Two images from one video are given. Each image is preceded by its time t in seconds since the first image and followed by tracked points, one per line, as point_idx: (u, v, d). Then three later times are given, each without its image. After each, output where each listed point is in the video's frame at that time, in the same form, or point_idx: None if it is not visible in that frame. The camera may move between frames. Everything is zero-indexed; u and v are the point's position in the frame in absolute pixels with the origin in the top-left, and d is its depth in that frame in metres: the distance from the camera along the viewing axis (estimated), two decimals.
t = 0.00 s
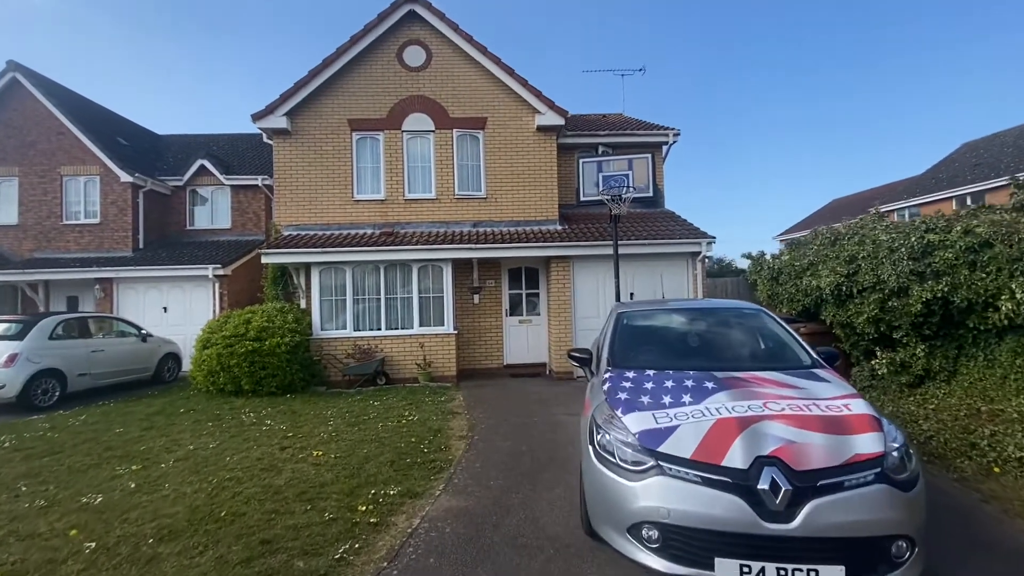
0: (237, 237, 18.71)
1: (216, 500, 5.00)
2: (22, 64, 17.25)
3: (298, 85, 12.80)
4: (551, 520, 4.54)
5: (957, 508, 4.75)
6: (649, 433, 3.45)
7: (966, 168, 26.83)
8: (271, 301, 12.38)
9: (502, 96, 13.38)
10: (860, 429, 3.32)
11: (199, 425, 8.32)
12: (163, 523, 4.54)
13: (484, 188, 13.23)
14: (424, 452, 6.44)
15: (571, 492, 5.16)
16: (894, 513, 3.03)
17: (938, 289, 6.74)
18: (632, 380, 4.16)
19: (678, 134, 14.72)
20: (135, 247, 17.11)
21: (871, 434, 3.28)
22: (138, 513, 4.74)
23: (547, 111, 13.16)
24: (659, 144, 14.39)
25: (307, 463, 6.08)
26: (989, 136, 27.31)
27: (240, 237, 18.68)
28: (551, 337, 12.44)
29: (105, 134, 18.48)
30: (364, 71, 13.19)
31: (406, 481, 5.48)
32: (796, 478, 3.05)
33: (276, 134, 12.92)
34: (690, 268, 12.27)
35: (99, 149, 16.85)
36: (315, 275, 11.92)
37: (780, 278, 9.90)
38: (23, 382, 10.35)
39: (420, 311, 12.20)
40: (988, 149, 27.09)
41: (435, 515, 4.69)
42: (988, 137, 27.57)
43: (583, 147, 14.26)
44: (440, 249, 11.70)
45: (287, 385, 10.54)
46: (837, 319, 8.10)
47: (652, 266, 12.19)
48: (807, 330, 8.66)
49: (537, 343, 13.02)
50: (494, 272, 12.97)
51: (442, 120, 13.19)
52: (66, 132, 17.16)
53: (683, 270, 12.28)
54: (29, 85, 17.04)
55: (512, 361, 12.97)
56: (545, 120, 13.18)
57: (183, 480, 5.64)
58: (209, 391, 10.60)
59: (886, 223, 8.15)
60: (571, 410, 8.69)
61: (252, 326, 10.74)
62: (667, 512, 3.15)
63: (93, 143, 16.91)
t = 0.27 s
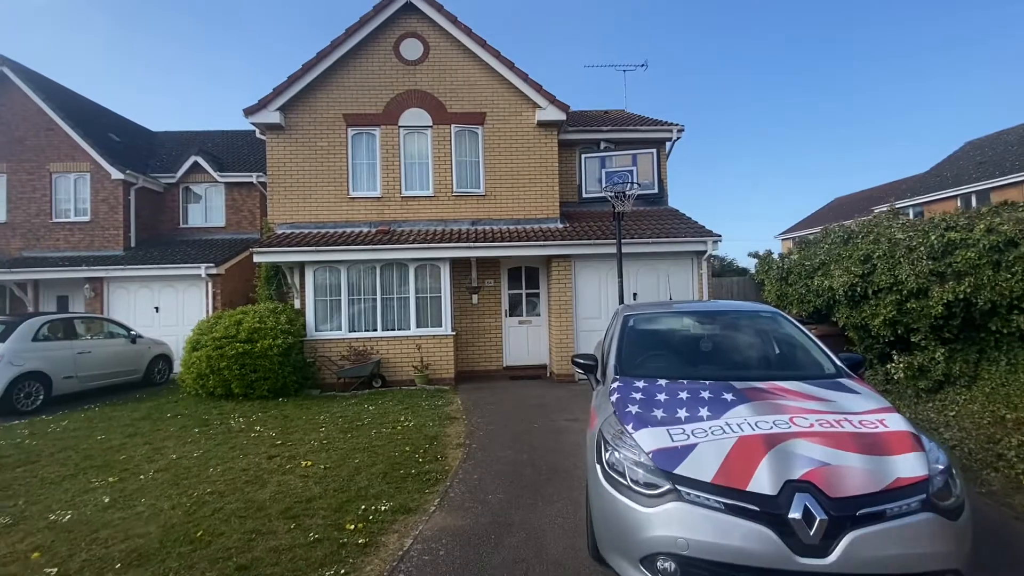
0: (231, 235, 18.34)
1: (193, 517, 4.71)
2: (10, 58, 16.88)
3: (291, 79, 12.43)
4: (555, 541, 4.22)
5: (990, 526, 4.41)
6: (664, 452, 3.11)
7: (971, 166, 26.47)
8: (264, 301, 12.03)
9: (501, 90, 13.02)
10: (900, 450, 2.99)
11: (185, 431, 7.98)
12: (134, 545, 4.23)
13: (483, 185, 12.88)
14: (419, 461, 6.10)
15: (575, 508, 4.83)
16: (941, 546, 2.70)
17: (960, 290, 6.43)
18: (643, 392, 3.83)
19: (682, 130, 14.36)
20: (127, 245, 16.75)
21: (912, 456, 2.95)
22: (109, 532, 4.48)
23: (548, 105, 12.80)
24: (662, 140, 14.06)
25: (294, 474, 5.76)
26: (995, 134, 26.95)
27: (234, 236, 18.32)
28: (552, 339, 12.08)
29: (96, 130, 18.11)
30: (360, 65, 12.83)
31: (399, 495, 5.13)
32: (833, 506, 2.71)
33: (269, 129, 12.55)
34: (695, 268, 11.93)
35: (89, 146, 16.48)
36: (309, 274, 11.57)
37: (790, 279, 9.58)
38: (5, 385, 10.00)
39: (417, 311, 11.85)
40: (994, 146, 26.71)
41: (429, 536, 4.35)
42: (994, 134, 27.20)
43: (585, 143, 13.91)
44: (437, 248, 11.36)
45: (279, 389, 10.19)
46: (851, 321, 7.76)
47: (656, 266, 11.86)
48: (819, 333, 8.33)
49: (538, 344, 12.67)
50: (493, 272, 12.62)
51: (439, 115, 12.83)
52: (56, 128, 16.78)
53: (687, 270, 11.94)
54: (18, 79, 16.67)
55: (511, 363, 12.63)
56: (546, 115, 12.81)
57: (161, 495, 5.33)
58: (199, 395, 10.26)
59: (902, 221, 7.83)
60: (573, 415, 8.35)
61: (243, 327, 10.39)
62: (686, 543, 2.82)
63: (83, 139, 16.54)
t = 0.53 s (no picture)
0: (227, 233, 18.03)
1: (173, 533, 4.45)
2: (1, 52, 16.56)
3: (286, 72, 12.10)
4: (561, 561, 3.91)
5: None
6: (685, 471, 2.81)
7: (978, 164, 26.10)
8: (259, 300, 11.71)
9: (502, 83, 12.68)
10: (950, 470, 2.67)
11: (173, 436, 7.67)
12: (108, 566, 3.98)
13: (484, 182, 12.55)
14: (416, 470, 5.79)
15: (582, 523, 4.52)
16: None
17: (988, 290, 6.13)
18: (659, 401, 3.52)
19: (687, 126, 14.03)
20: (120, 243, 16.45)
21: (964, 477, 2.64)
22: (81, 551, 4.24)
23: (550, 99, 12.46)
24: (667, 135, 13.74)
25: (284, 484, 5.46)
26: (1002, 130, 26.57)
27: (230, 233, 18.00)
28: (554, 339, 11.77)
29: (89, 126, 17.78)
30: (357, 57, 12.50)
31: (393, 508, 4.82)
32: (880, 536, 2.41)
33: (264, 124, 12.23)
34: (701, 267, 11.62)
35: (81, 141, 16.16)
36: (305, 272, 11.26)
37: (801, 278, 9.26)
38: None
39: (416, 310, 11.53)
40: (1001, 143, 26.33)
41: (425, 555, 4.04)
42: (1001, 131, 26.82)
43: (588, 139, 13.58)
44: (436, 245, 11.05)
45: (273, 391, 9.88)
46: (866, 322, 7.43)
47: (661, 264, 11.55)
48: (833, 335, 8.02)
49: (539, 344, 12.36)
50: (494, 270, 12.31)
51: (439, 109, 12.51)
52: (47, 123, 16.47)
53: (693, 269, 11.62)
54: (9, 74, 16.34)
55: (512, 364, 12.32)
56: (548, 109, 12.46)
57: (142, 506, 5.07)
58: (190, 397, 9.96)
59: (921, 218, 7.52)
60: (577, 419, 8.04)
61: (236, 327, 10.08)
62: None
63: (75, 135, 16.21)
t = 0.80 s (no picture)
0: (223, 229, 17.68)
1: (152, 547, 4.13)
2: None
3: (281, 62, 11.74)
4: None
5: None
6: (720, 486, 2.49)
7: (986, 160, 25.72)
8: (253, 296, 11.36)
9: (504, 74, 12.32)
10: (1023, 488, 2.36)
11: (161, 438, 7.33)
12: None
13: (485, 176, 12.20)
14: (415, 476, 5.45)
15: (594, 540, 4.20)
16: None
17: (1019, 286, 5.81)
18: (683, 407, 3.20)
19: (694, 119, 13.68)
20: (114, 239, 16.10)
21: None
22: (52, 565, 3.94)
23: (553, 91, 12.10)
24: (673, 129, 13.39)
25: (274, 491, 5.13)
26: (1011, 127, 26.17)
27: (226, 229, 17.66)
28: (558, 338, 11.44)
29: (82, 120, 17.43)
30: (354, 47, 12.15)
31: (390, 519, 4.49)
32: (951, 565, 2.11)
33: (259, 115, 11.89)
34: (709, 263, 11.27)
35: (73, 134, 15.80)
36: (301, 269, 10.92)
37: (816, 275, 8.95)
38: None
39: (415, 308, 11.19)
40: (1009, 140, 25.95)
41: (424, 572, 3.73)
42: (1010, 128, 26.43)
43: (592, 132, 13.23)
44: (436, 240, 10.71)
45: (267, 391, 9.55)
46: (887, 319, 7.13)
47: (668, 261, 11.21)
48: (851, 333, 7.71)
49: (542, 343, 12.02)
50: (495, 266, 11.98)
51: (439, 101, 12.15)
52: (39, 116, 16.11)
53: (701, 265, 11.27)
54: None
55: (514, 363, 11.98)
56: (552, 101, 12.10)
57: (122, 515, 4.75)
58: (182, 397, 9.62)
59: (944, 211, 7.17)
60: (583, 421, 7.71)
61: (229, 325, 9.75)
62: None
63: (67, 128, 15.86)
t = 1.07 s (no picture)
0: (218, 227, 17.33)
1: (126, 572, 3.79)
2: None
3: (277, 54, 11.37)
4: None
5: None
6: (767, 522, 2.15)
7: (994, 159, 25.37)
8: (247, 296, 11.00)
9: (507, 67, 11.95)
10: None
11: (147, 445, 6.99)
12: None
13: (487, 172, 11.84)
14: (413, 490, 5.09)
15: (607, 563, 3.85)
16: None
17: None
18: (714, 424, 2.86)
19: (701, 114, 13.30)
20: (106, 236, 15.75)
21: None
22: None
23: (557, 84, 11.73)
24: (680, 124, 13.03)
25: (262, 506, 4.78)
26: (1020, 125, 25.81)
27: (222, 227, 17.31)
28: (561, 339, 11.09)
29: (75, 114, 17.06)
30: (353, 39, 11.78)
31: (386, 540, 4.15)
32: None
33: (254, 109, 11.53)
34: (718, 262, 10.92)
35: (65, 129, 15.44)
36: (296, 267, 10.57)
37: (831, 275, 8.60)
38: None
39: (414, 308, 10.83)
40: (1018, 139, 25.59)
41: None
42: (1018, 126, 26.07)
43: (597, 128, 12.87)
44: (436, 238, 10.36)
45: (261, 394, 9.20)
46: (910, 322, 6.78)
47: (675, 260, 10.85)
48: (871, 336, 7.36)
49: (545, 345, 11.68)
50: (497, 265, 11.63)
51: (439, 94, 11.79)
52: (30, 111, 15.74)
53: (709, 265, 10.92)
54: None
55: (517, 365, 11.63)
56: (556, 95, 11.72)
57: (97, 533, 4.40)
58: (172, 400, 9.27)
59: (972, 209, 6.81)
60: (589, 428, 7.36)
61: (221, 325, 9.39)
62: None
63: (59, 122, 15.48)
